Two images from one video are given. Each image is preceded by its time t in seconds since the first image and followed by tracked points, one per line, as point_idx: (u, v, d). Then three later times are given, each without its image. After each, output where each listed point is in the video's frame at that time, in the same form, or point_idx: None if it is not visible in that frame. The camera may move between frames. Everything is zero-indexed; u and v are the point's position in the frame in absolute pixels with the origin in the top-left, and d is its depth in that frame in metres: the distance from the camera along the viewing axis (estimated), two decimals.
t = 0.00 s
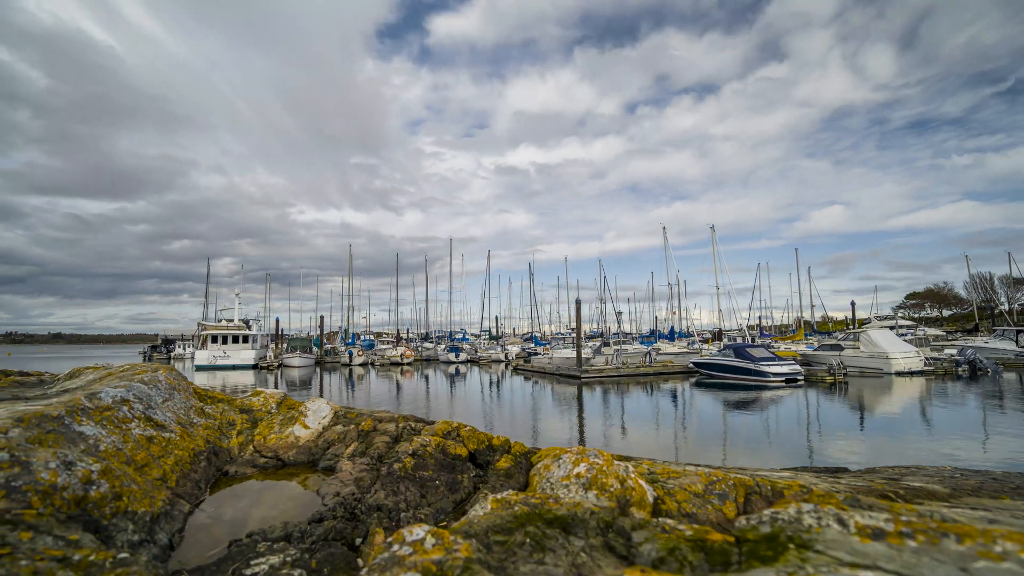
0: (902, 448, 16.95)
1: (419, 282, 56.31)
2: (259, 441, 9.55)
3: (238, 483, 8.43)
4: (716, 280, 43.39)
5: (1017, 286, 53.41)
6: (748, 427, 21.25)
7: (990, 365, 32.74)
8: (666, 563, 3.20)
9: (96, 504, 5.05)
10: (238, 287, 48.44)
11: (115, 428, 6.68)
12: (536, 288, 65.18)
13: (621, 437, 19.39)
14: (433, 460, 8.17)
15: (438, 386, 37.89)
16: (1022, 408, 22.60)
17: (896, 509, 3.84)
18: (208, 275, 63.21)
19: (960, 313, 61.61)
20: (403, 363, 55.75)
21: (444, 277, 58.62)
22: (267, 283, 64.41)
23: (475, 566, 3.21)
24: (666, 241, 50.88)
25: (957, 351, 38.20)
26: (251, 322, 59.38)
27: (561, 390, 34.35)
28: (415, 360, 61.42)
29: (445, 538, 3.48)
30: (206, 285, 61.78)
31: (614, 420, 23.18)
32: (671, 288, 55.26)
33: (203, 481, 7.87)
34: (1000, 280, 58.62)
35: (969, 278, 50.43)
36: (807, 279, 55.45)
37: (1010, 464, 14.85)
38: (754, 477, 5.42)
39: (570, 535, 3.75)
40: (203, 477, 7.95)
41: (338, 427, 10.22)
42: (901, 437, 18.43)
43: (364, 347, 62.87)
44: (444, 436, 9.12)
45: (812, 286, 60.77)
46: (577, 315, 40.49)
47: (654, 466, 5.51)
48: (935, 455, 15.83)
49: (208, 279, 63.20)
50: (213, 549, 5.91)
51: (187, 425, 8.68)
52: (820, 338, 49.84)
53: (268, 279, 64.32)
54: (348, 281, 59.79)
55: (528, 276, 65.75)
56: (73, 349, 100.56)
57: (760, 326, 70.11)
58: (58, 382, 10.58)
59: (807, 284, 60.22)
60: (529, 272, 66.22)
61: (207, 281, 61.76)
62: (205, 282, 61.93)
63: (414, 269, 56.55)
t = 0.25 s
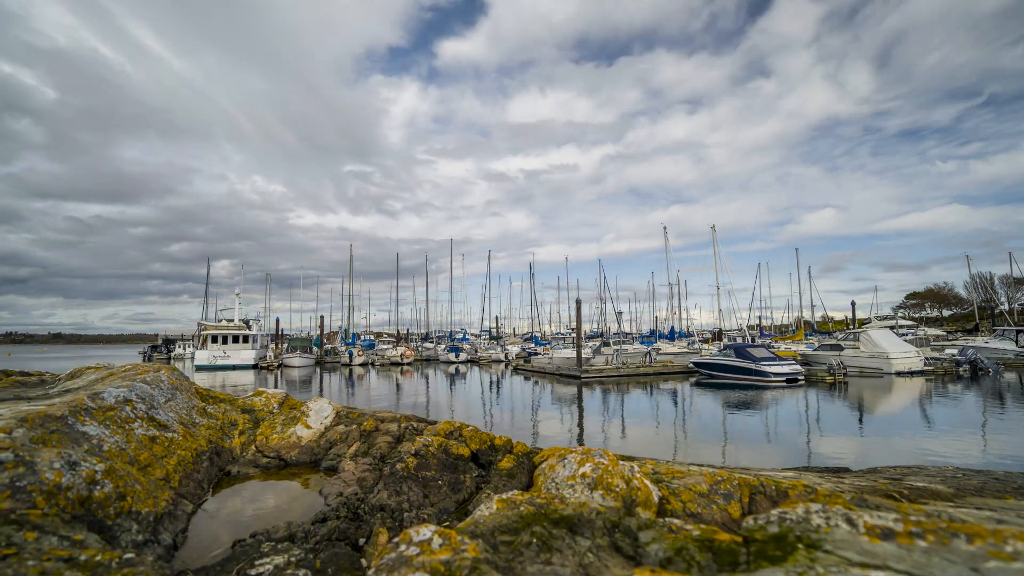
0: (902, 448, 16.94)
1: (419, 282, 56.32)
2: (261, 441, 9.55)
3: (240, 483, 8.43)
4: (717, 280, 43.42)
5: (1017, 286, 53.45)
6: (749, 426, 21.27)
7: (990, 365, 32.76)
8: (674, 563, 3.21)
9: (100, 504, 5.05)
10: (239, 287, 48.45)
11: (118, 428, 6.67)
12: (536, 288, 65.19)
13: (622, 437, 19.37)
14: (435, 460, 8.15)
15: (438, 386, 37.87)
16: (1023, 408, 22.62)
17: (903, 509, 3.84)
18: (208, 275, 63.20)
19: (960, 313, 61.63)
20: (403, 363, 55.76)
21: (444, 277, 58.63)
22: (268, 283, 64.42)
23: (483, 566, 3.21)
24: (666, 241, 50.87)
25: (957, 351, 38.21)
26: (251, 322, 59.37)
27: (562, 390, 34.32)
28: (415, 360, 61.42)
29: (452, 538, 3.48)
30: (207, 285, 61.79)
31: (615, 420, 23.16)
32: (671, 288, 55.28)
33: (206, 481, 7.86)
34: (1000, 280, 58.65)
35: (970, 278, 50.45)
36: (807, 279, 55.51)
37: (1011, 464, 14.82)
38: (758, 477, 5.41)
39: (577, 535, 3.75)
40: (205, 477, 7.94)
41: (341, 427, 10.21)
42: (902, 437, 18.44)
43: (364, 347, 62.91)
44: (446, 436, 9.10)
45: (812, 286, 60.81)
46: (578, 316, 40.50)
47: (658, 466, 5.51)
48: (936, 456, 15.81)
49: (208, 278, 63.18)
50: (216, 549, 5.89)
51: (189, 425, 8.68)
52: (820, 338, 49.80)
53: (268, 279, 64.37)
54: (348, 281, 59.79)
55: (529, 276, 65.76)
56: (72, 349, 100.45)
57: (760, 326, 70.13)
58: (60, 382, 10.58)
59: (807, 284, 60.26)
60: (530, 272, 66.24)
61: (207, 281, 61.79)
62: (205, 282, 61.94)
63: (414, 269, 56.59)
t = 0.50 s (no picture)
0: (903, 448, 16.92)
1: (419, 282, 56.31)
2: (264, 442, 9.54)
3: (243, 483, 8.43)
4: (717, 281, 43.44)
5: (1017, 286, 53.43)
6: (749, 426, 21.27)
7: (990, 364, 32.76)
8: (682, 564, 3.22)
9: (104, 505, 5.05)
10: (239, 287, 48.43)
11: (121, 428, 6.67)
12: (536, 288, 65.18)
13: (622, 437, 19.35)
14: (438, 460, 8.13)
15: (438, 386, 37.85)
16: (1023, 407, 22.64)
17: (911, 509, 3.84)
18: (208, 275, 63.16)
19: (960, 313, 61.61)
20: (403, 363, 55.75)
21: (444, 277, 58.63)
22: (267, 283, 64.42)
23: (491, 566, 3.21)
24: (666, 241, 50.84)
25: (957, 351, 38.22)
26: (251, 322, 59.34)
27: (562, 390, 34.30)
28: (415, 360, 61.40)
29: (459, 538, 3.48)
30: (207, 285, 61.78)
31: (615, 420, 23.15)
32: (672, 288, 55.27)
33: (208, 481, 7.85)
34: (1000, 280, 58.66)
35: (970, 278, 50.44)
36: (807, 279, 55.53)
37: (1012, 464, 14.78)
38: (763, 477, 5.41)
39: (583, 535, 3.75)
40: (208, 478, 7.94)
41: (343, 427, 10.19)
42: (902, 437, 18.45)
43: (364, 347, 62.90)
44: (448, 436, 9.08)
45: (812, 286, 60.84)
46: (578, 316, 40.49)
47: (663, 466, 5.51)
48: (937, 456, 15.79)
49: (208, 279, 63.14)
50: (220, 549, 5.89)
51: (192, 425, 8.67)
52: (821, 338, 49.79)
53: (268, 279, 64.39)
54: (348, 281, 59.75)
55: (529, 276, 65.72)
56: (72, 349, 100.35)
57: (760, 326, 70.13)
58: (61, 383, 10.57)
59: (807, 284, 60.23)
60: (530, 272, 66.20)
61: (207, 281, 61.77)
62: (205, 282, 61.93)
63: (414, 269, 56.62)
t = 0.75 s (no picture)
0: (903, 448, 16.92)
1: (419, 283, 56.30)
2: (266, 441, 9.53)
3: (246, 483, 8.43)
4: (717, 281, 43.43)
5: (1017, 286, 53.44)
6: (749, 426, 21.28)
7: (990, 364, 32.79)
8: (690, 564, 3.23)
9: (108, 505, 5.04)
10: (239, 287, 48.39)
11: (124, 428, 6.66)
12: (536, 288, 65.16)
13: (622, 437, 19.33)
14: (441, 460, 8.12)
15: (438, 386, 37.86)
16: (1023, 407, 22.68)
17: (919, 508, 3.85)
18: (208, 275, 63.13)
19: (960, 313, 61.62)
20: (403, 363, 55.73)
21: (444, 277, 58.62)
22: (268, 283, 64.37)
23: (499, 567, 3.21)
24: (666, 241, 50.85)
25: (957, 351, 38.24)
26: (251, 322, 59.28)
27: (562, 390, 34.28)
28: (415, 360, 61.37)
29: (466, 538, 3.47)
30: (207, 285, 61.76)
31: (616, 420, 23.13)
32: (672, 288, 55.27)
33: (211, 481, 7.85)
34: (1000, 280, 58.68)
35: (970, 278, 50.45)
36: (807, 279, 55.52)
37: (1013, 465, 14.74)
38: (767, 477, 5.41)
39: (589, 535, 3.75)
40: (211, 477, 7.93)
41: (345, 427, 10.18)
42: (903, 437, 18.46)
43: (364, 347, 62.87)
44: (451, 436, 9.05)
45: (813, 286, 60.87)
46: (578, 316, 40.47)
47: (667, 466, 5.50)
48: (937, 456, 15.77)
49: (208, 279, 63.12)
50: (225, 550, 5.89)
51: (194, 425, 8.66)
52: (821, 338, 49.79)
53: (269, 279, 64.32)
54: (348, 280, 59.70)
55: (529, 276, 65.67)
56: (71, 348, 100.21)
57: (760, 326, 70.14)
58: (62, 383, 10.56)
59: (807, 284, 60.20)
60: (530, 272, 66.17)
61: (207, 281, 61.74)
62: (205, 282, 61.91)
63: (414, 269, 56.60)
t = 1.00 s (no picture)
0: (903, 449, 16.89)
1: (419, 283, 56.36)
2: (268, 441, 9.52)
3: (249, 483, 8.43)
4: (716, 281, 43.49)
5: (1017, 286, 53.46)
6: (749, 425, 21.30)
7: (990, 364, 32.80)
8: (698, 563, 3.25)
9: (113, 505, 5.04)
10: (239, 287, 48.38)
11: (127, 428, 6.65)
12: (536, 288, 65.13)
13: (622, 437, 19.30)
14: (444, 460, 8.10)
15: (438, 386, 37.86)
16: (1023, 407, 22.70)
17: (926, 508, 3.85)
18: (208, 275, 63.13)
19: (960, 313, 61.64)
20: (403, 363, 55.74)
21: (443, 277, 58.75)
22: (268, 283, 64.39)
23: (507, 567, 3.21)
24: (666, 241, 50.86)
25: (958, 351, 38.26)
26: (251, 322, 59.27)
27: (562, 390, 34.30)
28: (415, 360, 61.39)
29: (473, 538, 3.47)
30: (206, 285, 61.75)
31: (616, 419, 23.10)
32: (672, 288, 55.34)
33: (214, 481, 7.85)
34: (1000, 280, 58.69)
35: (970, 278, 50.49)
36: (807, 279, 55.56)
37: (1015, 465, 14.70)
38: (773, 477, 5.41)
39: (596, 535, 3.74)
40: (214, 477, 7.94)
41: (347, 427, 10.17)
42: (903, 437, 18.45)
43: (364, 347, 62.88)
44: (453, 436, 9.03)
45: (813, 286, 60.89)
46: (578, 316, 40.48)
47: (672, 466, 5.50)
48: (938, 455, 15.76)
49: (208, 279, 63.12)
50: (228, 550, 5.88)
51: (196, 424, 8.65)
52: (821, 338, 49.81)
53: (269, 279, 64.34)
54: (348, 280, 59.66)
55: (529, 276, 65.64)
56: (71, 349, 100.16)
57: (760, 326, 70.17)
58: (64, 382, 10.54)
59: (807, 284, 60.22)
60: (529, 272, 66.13)
61: (207, 281, 61.74)
62: (205, 282, 61.94)
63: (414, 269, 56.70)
